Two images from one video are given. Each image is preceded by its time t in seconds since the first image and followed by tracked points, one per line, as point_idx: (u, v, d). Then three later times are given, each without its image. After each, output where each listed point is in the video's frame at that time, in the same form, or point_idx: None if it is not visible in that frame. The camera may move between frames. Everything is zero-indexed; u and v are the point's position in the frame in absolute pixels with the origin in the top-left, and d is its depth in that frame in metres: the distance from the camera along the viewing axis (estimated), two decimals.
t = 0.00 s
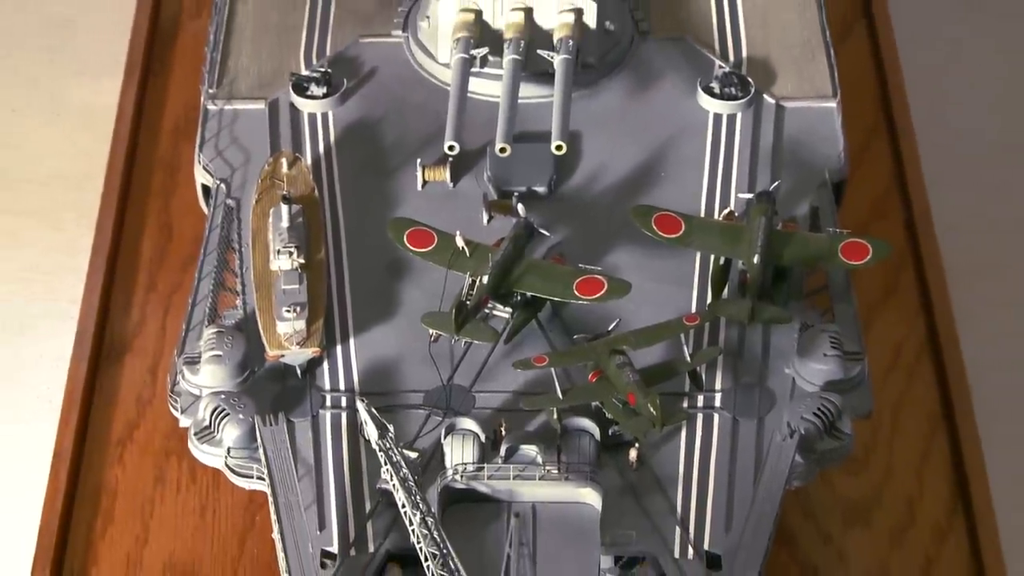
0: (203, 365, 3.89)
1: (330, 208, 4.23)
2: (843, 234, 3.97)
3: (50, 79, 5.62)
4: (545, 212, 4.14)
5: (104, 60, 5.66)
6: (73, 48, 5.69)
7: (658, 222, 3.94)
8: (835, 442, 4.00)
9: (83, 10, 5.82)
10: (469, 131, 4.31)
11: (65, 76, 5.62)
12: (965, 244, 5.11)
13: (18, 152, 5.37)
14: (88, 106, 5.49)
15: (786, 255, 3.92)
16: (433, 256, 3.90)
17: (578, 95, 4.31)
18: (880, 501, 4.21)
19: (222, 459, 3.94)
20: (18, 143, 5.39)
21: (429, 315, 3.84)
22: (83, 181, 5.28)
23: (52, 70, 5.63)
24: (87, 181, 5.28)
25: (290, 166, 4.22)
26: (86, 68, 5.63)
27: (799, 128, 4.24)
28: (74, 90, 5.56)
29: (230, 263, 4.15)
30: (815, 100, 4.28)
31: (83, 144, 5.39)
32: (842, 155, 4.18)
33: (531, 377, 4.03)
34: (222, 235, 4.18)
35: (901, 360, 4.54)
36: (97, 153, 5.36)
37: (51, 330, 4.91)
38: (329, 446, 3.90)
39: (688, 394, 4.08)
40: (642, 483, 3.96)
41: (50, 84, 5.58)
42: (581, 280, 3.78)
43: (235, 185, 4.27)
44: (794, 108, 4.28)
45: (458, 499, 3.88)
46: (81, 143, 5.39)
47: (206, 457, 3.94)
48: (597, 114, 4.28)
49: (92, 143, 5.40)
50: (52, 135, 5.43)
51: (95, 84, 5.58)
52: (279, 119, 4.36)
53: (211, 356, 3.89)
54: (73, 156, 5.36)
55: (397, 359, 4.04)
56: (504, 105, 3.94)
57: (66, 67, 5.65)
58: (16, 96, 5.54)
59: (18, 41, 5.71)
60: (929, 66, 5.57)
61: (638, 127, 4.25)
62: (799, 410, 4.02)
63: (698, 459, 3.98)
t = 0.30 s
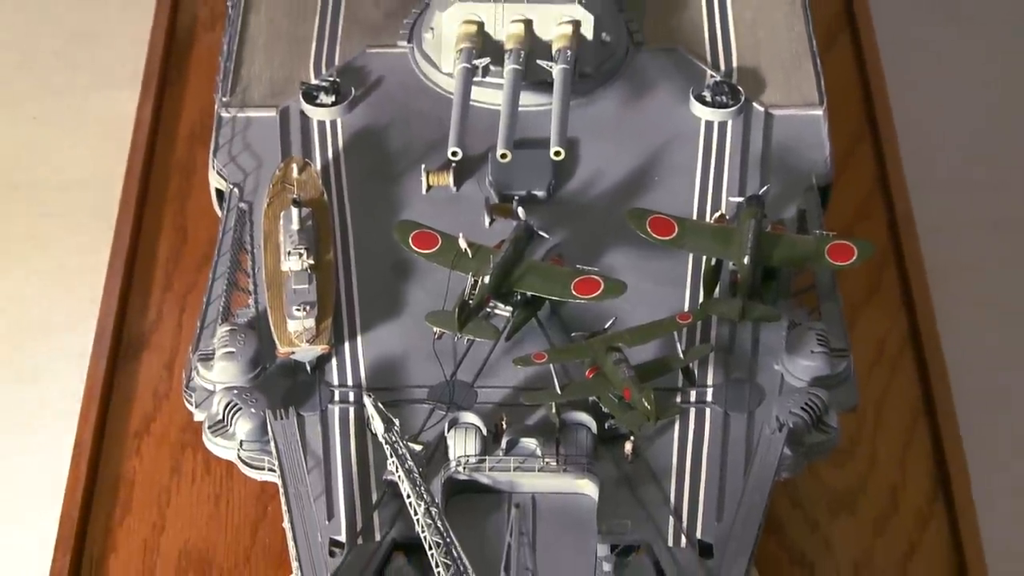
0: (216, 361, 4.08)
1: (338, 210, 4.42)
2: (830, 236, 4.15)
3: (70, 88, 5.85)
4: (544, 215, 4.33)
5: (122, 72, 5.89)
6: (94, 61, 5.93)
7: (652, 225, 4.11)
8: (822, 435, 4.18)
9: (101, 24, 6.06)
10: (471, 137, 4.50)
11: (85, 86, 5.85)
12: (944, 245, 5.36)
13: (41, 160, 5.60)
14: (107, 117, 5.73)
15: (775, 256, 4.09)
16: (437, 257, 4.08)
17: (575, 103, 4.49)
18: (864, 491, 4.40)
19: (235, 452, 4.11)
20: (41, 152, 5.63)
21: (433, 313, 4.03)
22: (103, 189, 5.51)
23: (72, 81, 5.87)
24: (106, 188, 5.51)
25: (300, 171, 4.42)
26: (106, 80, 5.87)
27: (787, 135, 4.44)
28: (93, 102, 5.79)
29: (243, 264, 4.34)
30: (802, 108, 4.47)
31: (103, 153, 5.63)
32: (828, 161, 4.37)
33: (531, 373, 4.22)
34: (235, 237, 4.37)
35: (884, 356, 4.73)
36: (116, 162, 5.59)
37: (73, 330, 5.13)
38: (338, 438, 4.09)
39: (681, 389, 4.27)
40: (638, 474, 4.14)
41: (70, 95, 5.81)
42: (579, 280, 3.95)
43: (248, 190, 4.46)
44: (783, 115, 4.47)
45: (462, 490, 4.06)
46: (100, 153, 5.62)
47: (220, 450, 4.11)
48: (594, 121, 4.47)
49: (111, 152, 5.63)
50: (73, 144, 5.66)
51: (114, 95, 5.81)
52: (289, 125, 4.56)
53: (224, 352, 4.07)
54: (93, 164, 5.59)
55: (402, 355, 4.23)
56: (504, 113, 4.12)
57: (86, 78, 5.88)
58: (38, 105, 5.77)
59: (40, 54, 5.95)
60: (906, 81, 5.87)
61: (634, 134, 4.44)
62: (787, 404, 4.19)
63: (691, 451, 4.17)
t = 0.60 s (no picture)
0: (229, 358, 4.23)
1: (346, 213, 4.61)
2: (817, 239, 4.33)
3: (87, 95, 6.04)
4: (543, 218, 4.53)
5: (137, 80, 6.08)
6: (110, 69, 6.12)
7: (646, 228, 4.30)
8: (809, 428, 4.39)
9: (118, 33, 6.25)
10: (473, 144, 4.69)
11: (101, 94, 6.04)
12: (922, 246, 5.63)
13: (59, 165, 5.80)
14: (123, 123, 5.92)
15: (765, 258, 4.27)
16: (440, 259, 4.27)
17: (574, 111, 4.69)
18: (849, 483, 4.62)
19: (246, 445, 4.32)
20: (60, 156, 5.83)
21: (437, 313, 4.21)
22: (119, 193, 5.70)
23: (88, 88, 6.06)
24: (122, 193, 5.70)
25: (310, 176, 4.62)
26: (122, 87, 6.06)
27: (776, 141, 4.63)
28: (109, 109, 5.98)
29: (254, 266, 4.52)
30: (790, 116, 4.67)
31: (117, 159, 5.81)
32: (815, 167, 4.57)
33: (531, 369, 4.40)
34: (247, 240, 4.56)
35: (867, 354, 4.97)
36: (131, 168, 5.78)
37: (91, 329, 5.33)
38: (345, 432, 4.27)
39: (674, 385, 4.45)
40: (633, 467, 4.31)
41: (87, 101, 6.01)
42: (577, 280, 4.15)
43: (260, 194, 4.65)
44: (772, 123, 4.66)
45: (464, 482, 4.26)
46: (115, 159, 5.81)
47: (232, 444, 4.31)
48: (591, 129, 4.66)
49: (125, 158, 5.82)
50: (89, 150, 5.85)
51: (130, 102, 6.00)
52: (299, 133, 4.76)
53: (237, 350, 4.22)
54: (108, 169, 5.78)
55: (407, 353, 4.41)
56: (504, 120, 4.31)
57: (102, 85, 6.07)
58: (55, 112, 5.97)
59: (58, 62, 6.15)
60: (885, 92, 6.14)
61: (629, 141, 4.64)
62: (776, 400, 4.38)
63: (684, 444, 4.35)
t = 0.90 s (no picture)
0: (241, 356, 4.43)
1: (353, 216, 4.82)
2: (804, 241, 4.51)
3: (103, 101, 6.25)
4: (542, 221, 4.72)
5: (150, 87, 6.29)
6: (125, 76, 6.33)
7: (641, 230, 4.50)
8: (797, 422, 4.57)
9: (133, 42, 6.46)
10: (475, 150, 4.89)
11: (116, 100, 6.25)
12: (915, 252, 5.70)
13: (76, 168, 6.01)
14: (137, 129, 6.12)
15: (754, 261, 4.47)
16: (443, 261, 4.46)
17: (570, 119, 4.89)
18: (833, 474, 4.83)
19: (258, 439, 4.53)
20: (76, 161, 6.03)
21: (441, 312, 4.42)
22: (134, 195, 5.90)
23: (105, 94, 6.26)
24: (137, 196, 5.91)
25: (319, 181, 4.81)
26: (136, 94, 6.26)
27: (764, 148, 4.84)
28: (124, 115, 6.19)
29: (266, 267, 4.74)
30: (777, 123, 4.88)
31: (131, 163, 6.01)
32: (801, 172, 4.78)
33: (530, 366, 4.59)
34: (258, 242, 4.77)
35: (851, 352, 5.20)
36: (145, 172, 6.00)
37: (107, 326, 5.54)
38: (352, 426, 4.47)
39: (667, 381, 4.65)
40: (627, 459, 4.52)
41: (102, 107, 6.21)
42: (574, 281, 4.34)
43: (271, 199, 4.87)
44: (760, 130, 4.87)
45: (466, 473, 4.46)
46: (129, 162, 6.00)
47: (245, 438, 4.54)
48: (587, 136, 4.87)
49: (139, 162, 6.01)
50: (105, 154, 6.06)
51: (144, 108, 6.21)
52: (308, 140, 4.97)
53: (248, 347, 4.43)
54: (123, 172, 5.99)
55: (412, 350, 4.61)
56: (504, 127, 4.52)
57: (118, 91, 6.28)
58: (72, 117, 6.17)
59: (76, 69, 6.36)
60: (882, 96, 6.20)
61: (624, 147, 4.84)
62: (764, 396, 4.57)
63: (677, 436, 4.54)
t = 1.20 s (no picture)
0: (253, 353, 4.64)
1: (360, 219, 5.03)
2: (792, 243, 4.72)
3: (121, 112, 6.49)
4: (541, 224, 4.94)
5: (165, 96, 6.53)
6: (142, 88, 6.57)
7: (636, 232, 4.70)
8: (786, 417, 4.79)
9: (150, 55, 6.71)
10: (477, 156, 5.10)
11: (133, 110, 6.49)
12: (890, 245, 6.07)
13: (95, 175, 6.25)
14: (153, 136, 6.36)
15: (745, 261, 4.70)
16: (447, 262, 4.67)
17: (568, 126, 5.10)
18: (820, 467, 5.05)
19: (269, 433, 4.74)
20: (95, 167, 6.28)
21: (444, 311, 4.64)
22: (151, 202, 6.14)
23: (123, 105, 6.51)
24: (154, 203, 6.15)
25: (327, 186, 5.04)
26: (152, 104, 6.51)
27: (754, 154, 5.06)
28: (141, 124, 6.43)
29: (276, 268, 4.94)
30: (766, 130, 5.10)
31: (149, 171, 6.25)
32: (788, 177, 5.00)
33: (530, 363, 4.79)
34: (270, 245, 4.99)
35: (838, 349, 5.41)
36: (162, 179, 6.23)
37: (124, 325, 5.77)
38: (359, 420, 4.67)
39: (661, 377, 4.85)
40: (623, 452, 4.72)
41: (120, 117, 6.46)
42: (573, 281, 4.55)
43: (282, 202, 5.08)
44: (750, 137, 5.09)
45: (468, 466, 4.66)
46: (145, 169, 6.23)
47: (256, 431, 4.75)
48: (585, 142, 5.08)
49: (158, 167, 6.26)
50: (122, 162, 6.29)
51: (159, 117, 6.46)
52: (317, 145, 5.18)
53: (260, 345, 4.63)
54: (140, 179, 6.22)
55: (416, 348, 4.81)
56: (505, 134, 4.73)
57: (135, 103, 6.52)
58: (91, 126, 6.41)
59: (94, 81, 6.61)
60: (865, 107, 6.53)
61: (620, 153, 5.05)
62: (755, 391, 4.79)
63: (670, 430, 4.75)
